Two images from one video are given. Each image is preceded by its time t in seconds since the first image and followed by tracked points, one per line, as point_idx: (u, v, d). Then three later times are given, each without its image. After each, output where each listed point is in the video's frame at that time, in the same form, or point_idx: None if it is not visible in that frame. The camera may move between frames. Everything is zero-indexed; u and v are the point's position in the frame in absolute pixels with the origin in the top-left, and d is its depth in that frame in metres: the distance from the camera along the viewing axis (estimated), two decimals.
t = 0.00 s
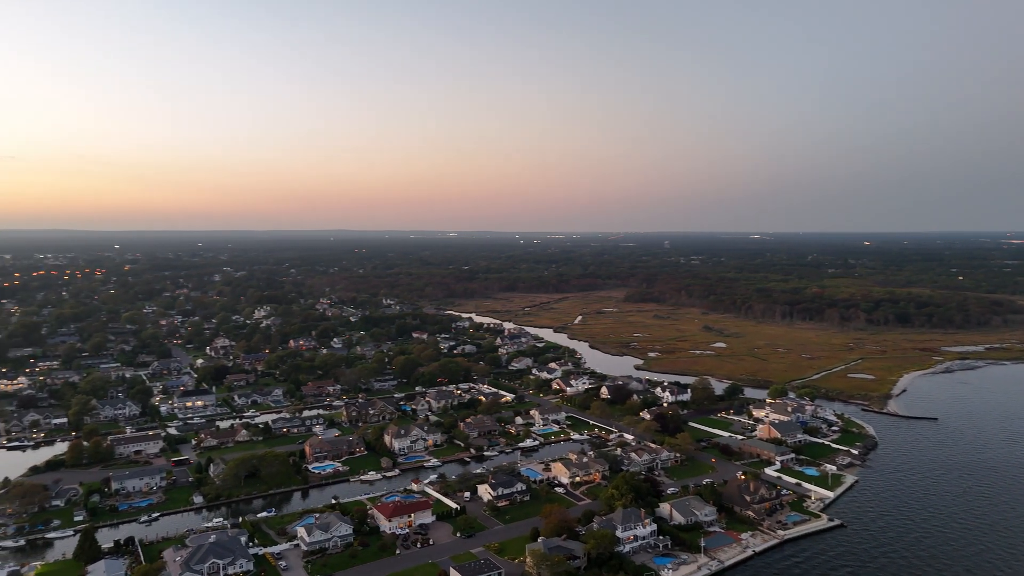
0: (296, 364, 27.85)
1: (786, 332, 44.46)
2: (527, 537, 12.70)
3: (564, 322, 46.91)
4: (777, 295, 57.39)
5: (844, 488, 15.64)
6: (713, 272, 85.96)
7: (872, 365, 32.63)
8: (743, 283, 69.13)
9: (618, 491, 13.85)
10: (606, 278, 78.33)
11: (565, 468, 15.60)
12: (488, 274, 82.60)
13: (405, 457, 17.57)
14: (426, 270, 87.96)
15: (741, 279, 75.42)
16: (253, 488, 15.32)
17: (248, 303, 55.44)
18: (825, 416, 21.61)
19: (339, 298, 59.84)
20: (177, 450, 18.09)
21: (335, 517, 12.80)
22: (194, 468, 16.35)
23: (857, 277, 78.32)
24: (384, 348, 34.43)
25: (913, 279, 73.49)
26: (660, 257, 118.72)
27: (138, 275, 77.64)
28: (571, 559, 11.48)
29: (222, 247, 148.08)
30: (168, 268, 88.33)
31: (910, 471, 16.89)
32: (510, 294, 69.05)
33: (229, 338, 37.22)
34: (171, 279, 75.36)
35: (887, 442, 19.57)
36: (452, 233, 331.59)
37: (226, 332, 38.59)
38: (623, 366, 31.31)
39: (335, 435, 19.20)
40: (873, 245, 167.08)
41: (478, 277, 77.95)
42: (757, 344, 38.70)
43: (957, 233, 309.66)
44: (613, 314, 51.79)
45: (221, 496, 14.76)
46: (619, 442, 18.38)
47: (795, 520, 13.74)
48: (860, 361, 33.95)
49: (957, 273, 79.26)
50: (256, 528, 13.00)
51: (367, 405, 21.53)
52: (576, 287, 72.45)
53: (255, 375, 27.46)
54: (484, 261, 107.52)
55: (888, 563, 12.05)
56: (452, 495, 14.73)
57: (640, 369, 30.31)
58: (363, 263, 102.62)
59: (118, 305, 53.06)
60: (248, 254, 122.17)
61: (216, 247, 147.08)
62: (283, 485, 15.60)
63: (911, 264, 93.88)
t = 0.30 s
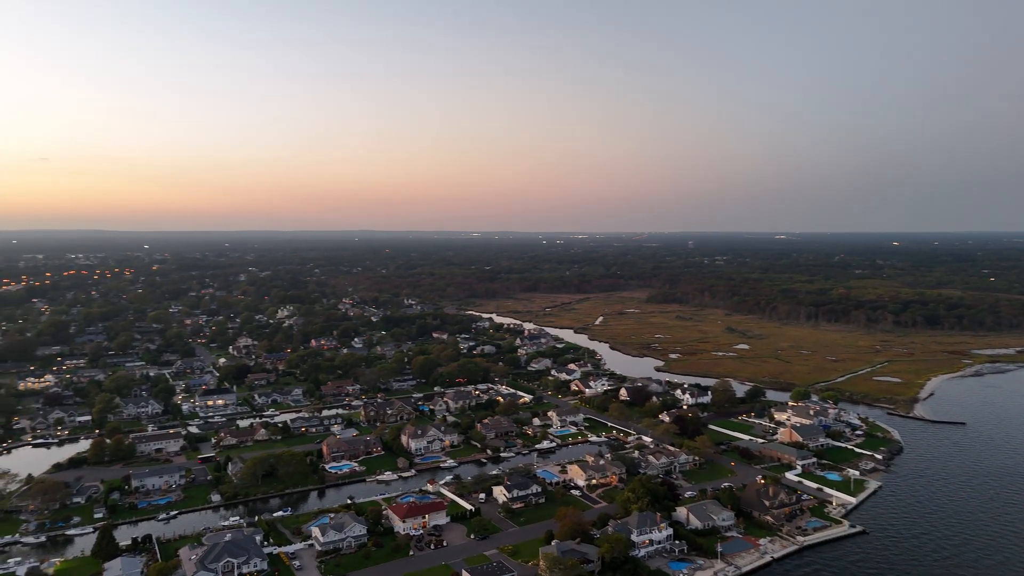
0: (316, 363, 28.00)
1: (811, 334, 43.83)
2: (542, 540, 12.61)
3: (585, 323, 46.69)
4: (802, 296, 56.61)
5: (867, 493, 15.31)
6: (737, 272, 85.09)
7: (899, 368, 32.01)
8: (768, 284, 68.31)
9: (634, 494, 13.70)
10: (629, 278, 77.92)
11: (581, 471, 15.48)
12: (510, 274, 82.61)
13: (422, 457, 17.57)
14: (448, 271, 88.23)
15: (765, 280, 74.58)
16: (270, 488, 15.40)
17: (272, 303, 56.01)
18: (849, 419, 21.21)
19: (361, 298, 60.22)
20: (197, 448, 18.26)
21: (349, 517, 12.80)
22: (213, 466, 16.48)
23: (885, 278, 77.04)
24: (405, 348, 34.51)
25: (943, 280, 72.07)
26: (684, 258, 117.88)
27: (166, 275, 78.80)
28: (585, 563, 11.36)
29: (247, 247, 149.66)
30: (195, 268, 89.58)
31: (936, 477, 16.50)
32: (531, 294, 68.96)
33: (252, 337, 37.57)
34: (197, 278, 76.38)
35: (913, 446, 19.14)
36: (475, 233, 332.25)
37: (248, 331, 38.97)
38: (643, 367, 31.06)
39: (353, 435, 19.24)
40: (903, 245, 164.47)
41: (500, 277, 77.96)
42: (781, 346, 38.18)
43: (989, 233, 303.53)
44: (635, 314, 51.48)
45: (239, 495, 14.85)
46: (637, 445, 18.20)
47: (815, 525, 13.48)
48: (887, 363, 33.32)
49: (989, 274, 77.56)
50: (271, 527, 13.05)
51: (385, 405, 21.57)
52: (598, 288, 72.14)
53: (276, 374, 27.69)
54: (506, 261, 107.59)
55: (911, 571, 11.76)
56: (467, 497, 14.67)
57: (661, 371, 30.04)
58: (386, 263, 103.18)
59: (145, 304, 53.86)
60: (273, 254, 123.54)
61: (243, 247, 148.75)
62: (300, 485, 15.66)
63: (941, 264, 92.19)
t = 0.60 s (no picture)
0: (335, 363, 28.14)
1: (837, 336, 43.12)
2: (556, 542, 12.50)
3: (606, 324, 46.42)
4: (828, 297, 55.77)
5: (890, 499, 14.98)
6: (762, 273, 84.10)
7: (926, 371, 31.36)
8: (793, 285, 67.41)
9: (650, 497, 13.54)
10: (651, 279, 77.46)
11: (597, 473, 15.35)
12: (532, 274, 82.50)
13: (438, 458, 17.56)
14: (470, 271, 88.35)
15: (791, 281, 73.63)
16: (286, 487, 15.48)
17: (295, 303, 56.52)
18: (873, 424, 20.79)
19: (383, 298, 60.45)
20: (216, 447, 18.43)
21: (363, 517, 12.81)
22: (231, 465, 16.62)
23: (913, 279, 75.62)
24: (424, 348, 34.55)
25: (974, 282, 70.60)
26: (708, 258, 116.88)
27: (192, 274, 79.82)
28: (599, 567, 11.24)
29: (273, 248, 151.21)
30: (221, 267, 90.64)
31: (962, 483, 16.12)
32: (552, 294, 68.80)
33: (274, 336, 37.89)
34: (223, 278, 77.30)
35: (939, 452, 18.71)
36: (498, 233, 332.45)
37: (270, 331, 39.28)
38: (664, 368, 30.80)
39: (370, 434, 19.29)
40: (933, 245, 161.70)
41: (521, 277, 77.84)
42: (805, 348, 37.64)
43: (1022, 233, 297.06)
44: (657, 315, 51.09)
45: (256, 493, 14.96)
46: (655, 448, 18.02)
47: (836, 531, 13.21)
48: (914, 366, 32.67)
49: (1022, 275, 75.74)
50: (286, 526, 13.10)
51: (403, 404, 21.61)
52: (620, 288, 71.75)
53: (296, 373, 27.89)
54: (528, 261, 107.48)
55: None
56: (482, 498, 14.62)
57: (681, 373, 29.75)
58: (409, 263, 103.58)
59: (171, 303, 54.65)
60: (298, 254, 124.62)
61: (268, 247, 150.27)
62: (316, 484, 15.72)
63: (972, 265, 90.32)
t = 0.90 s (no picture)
0: (355, 362, 28.29)
1: (863, 338, 42.38)
2: (570, 545, 12.42)
3: (627, 324, 46.13)
4: (854, 298, 54.89)
5: (913, 505, 14.66)
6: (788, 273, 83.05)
7: (955, 374, 30.69)
8: (819, 286, 66.45)
9: (666, 501, 13.39)
10: (674, 279, 76.91)
11: (613, 475, 15.22)
12: (553, 275, 82.32)
13: (455, 458, 17.55)
14: (492, 271, 88.36)
15: (817, 281, 72.62)
16: (303, 485, 15.56)
17: (318, 302, 56.98)
18: (898, 427, 20.38)
19: (405, 298, 60.64)
20: (236, 445, 18.62)
21: (377, 517, 12.84)
22: (250, 463, 16.76)
23: (944, 280, 74.15)
24: (444, 347, 34.60)
25: (1007, 283, 69.01)
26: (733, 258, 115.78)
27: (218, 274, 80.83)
28: (612, 570, 11.14)
29: (299, 247, 152.54)
30: (247, 266, 91.67)
31: (989, 489, 15.74)
32: (574, 295, 68.57)
33: (297, 335, 38.20)
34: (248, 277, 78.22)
35: (965, 457, 18.28)
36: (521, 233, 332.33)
37: (293, 330, 39.59)
38: (685, 370, 30.52)
39: (387, 434, 19.35)
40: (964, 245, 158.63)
41: (543, 277, 77.69)
42: (830, 350, 37.08)
43: None
44: (680, 316, 50.67)
45: (273, 492, 15.06)
46: (674, 450, 17.84)
47: (857, 537, 12.96)
48: (942, 369, 32.00)
49: None
50: (301, 525, 13.18)
51: (421, 404, 21.64)
52: (642, 288, 71.28)
53: (317, 372, 28.09)
54: (550, 261, 107.32)
55: None
56: (497, 499, 14.58)
57: (702, 374, 29.46)
58: (431, 263, 103.92)
59: (196, 302, 55.36)
60: (323, 254, 125.68)
61: (294, 247, 151.60)
62: (333, 483, 15.79)
63: (1005, 266, 88.35)
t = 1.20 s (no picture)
0: (376, 361, 28.44)
1: (890, 340, 41.62)
2: (585, 547, 12.33)
3: (649, 325, 45.83)
4: (882, 300, 53.94)
5: (938, 512, 14.33)
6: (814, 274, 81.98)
7: (985, 378, 30.00)
8: (846, 287, 65.47)
9: (682, 504, 13.24)
10: (698, 279, 76.25)
11: (630, 478, 15.09)
12: (576, 275, 82.09)
13: (472, 458, 17.55)
14: (514, 271, 88.41)
15: (844, 282, 71.56)
16: (320, 484, 15.66)
17: (341, 302, 57.37)
18: (924, 432, 19.96)
19: (427, 297, 60.85)
20: (256, 442, 18.80)
21: (392, 517, 12.85)
22: (269, 461, 16.92)
23: (975, 281, 72.62)
24: (465, 347, 34.65)
25: None
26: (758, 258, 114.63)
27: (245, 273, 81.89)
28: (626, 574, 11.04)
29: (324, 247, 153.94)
30: (273, 266, 92.74)
31: (1017, 497, 15.33)
32: (596, 295, 68.34)
33: (319, 334, 38.53)
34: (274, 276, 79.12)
35: (994, 463, 17.85)
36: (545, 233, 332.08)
37: (315, 330, 39.92)
38: (707, 371, 30.22)
39: (405, 433, 19.41)
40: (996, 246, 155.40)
41: (565, 278, 77.53)
42: (855, 352, 36.48)
43: None
44: (703, 317, 50.21)
45: (290, 490, 15.17)
46: (693, 452, 17.65)
47: (878, 544, 12.70)
48: (971, 372, 31.32)
49: None
50: (317, 524, 13.25)
51: (439, 404, 21.67)
52: (666, 289, 70.79)
53: (337, 371, 28.30)
54: (573, 261, 107.12)
55: None
56: (513, 500, 14.54)
57: (724, 376, 29.15)
58: (455, 263, 104.27)
59: (222, 301, 56.12)
60: (349, 254, 126.76)
61: (320, 247, 153.06)
62: (350, 481, 15.86)
63: None
